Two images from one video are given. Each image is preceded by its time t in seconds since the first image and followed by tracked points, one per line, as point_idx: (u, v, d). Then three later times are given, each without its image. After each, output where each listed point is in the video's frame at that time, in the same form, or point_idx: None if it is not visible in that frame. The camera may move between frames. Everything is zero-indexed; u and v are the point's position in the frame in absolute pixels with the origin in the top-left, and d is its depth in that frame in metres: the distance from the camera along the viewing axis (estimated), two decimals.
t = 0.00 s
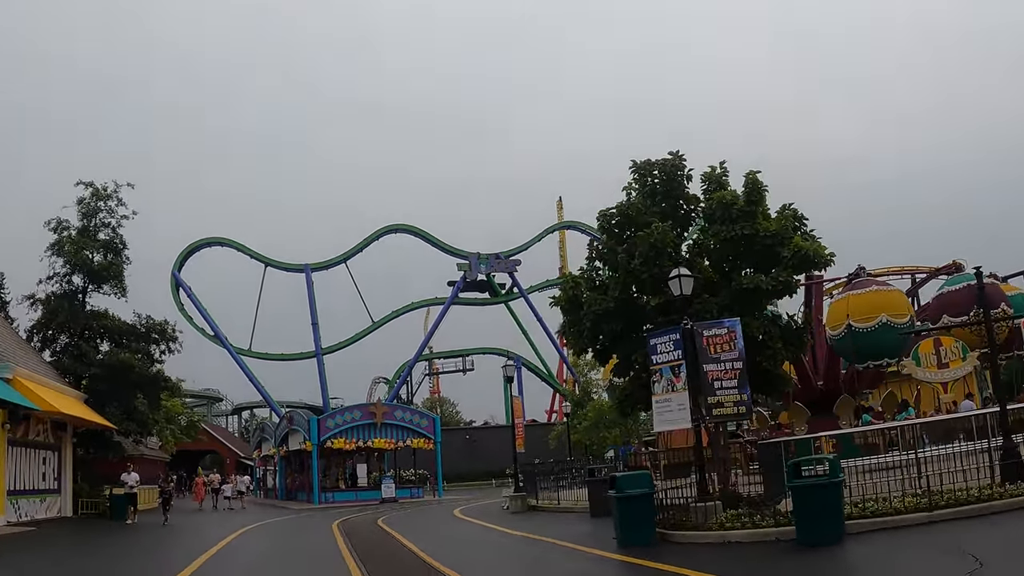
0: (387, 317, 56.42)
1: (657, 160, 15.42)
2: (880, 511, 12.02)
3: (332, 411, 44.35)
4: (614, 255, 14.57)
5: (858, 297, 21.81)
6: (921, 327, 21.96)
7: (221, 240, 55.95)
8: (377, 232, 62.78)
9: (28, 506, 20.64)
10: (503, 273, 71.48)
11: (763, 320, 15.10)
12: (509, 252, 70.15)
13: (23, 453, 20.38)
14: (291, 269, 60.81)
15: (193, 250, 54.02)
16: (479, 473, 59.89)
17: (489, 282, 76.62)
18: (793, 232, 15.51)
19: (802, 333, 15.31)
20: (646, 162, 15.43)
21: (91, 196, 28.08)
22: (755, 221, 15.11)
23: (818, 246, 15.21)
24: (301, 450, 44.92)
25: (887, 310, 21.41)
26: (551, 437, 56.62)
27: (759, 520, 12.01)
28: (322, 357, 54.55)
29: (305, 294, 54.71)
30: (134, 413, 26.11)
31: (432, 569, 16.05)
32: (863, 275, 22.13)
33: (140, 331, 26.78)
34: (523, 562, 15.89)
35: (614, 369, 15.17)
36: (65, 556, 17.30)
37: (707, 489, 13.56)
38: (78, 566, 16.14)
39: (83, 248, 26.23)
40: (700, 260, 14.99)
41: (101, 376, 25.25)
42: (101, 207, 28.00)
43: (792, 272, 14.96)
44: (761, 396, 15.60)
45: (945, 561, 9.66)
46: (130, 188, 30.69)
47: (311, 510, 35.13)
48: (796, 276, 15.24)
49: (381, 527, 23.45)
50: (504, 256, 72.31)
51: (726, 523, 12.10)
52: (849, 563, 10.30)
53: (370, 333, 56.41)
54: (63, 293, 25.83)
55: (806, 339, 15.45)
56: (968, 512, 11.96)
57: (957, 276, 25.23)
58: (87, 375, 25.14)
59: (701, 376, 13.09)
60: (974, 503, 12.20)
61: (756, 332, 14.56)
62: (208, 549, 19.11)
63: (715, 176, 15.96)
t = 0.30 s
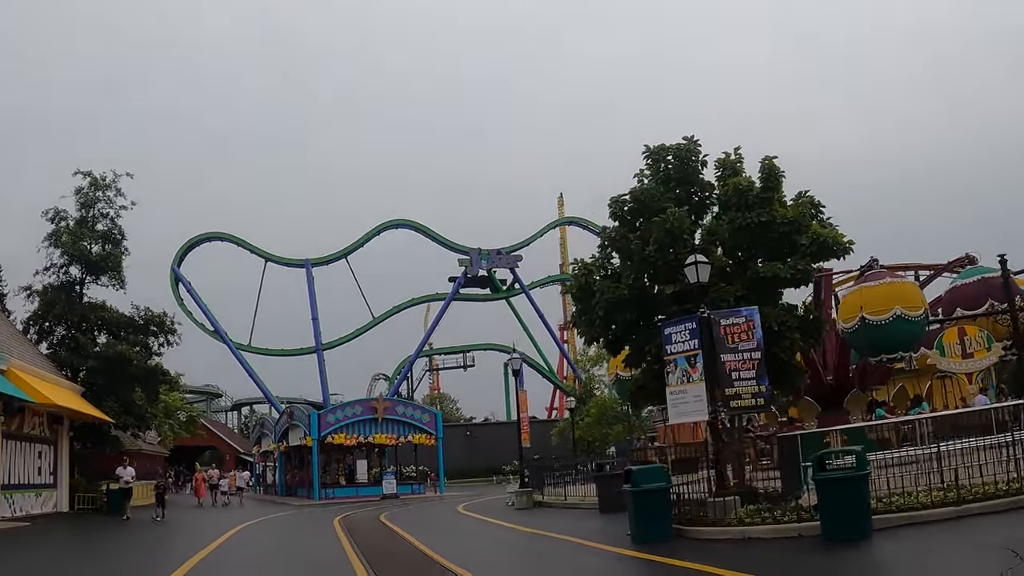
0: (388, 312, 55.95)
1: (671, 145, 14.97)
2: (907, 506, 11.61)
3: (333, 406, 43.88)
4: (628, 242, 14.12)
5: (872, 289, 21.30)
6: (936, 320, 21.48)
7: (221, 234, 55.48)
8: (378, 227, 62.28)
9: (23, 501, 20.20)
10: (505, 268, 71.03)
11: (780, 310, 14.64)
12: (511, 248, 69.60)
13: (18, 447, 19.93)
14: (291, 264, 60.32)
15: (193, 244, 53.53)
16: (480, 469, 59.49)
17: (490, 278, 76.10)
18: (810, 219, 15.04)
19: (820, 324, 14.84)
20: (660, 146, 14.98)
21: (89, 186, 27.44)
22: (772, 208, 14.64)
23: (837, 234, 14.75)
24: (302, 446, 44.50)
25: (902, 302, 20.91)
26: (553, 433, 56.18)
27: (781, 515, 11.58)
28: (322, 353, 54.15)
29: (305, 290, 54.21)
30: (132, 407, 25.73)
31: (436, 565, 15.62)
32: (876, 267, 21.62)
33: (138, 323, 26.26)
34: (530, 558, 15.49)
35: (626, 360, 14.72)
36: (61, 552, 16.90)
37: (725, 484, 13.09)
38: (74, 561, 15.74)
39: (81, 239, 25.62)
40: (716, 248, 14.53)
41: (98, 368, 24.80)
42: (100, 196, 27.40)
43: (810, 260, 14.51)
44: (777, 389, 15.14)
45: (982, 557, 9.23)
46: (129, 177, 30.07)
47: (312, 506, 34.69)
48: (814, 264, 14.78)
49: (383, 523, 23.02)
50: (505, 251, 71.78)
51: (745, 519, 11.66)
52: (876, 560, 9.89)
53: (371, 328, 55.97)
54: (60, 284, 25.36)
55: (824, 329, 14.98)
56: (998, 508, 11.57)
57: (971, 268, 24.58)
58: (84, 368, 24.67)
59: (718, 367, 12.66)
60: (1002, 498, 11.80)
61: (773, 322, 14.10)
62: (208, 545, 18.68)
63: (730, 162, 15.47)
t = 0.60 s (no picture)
0: (386, 309, 55.56)
1: (686, 138, 14.57)
2: (931, 511, 11.26)
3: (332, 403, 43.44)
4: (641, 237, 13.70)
5: (885, 288, 20.83)
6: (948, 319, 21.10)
7: (219, 230, 55.00)
8: (377, 224, 61.85)
9: (16, 499, 19.74)
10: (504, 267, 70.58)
11: (797, 308, 14.22)
12: (511, 246, 69.17)
13: (11, 444, 19.47)
14: (290, 260, 59.89)
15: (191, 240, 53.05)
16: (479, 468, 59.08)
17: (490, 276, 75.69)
18: (828, 215, 14.61)
19: (838, 322, 14.41)
20: (674, 139, 14.58)
21: (86, 178, 26.81)
22: (790, 203, 14.22)
23: (855, 230, 14.34)
24: (300, 444, 44.08)
25: (915, 302, 20.49)
26: (554, 432, 55.79)
27: (800, 519, 11.18)
28: (320, 350, 53.74)
29: (304, 286, 53.71)
30: (127, 403, 25.29)
31: (438, 566, 15.23)
32: (890, 266, 21.17)
33: (135, 319, 25.75)
34: (536, 561, 15.10)
35: (638, 358, 14.30)
36: (55, 551, 16.48)
37: (741, 486, 12.66)
38: (67, 560, 15.33)
39: (77, 232, 25.04)
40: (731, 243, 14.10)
41: (93, 364, 24.34)
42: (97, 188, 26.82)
43: (828, 256, 14.10)
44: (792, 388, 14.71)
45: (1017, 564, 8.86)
46: (127, 171, 29.50)
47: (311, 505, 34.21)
48: (832, 261, 14.37)
49: (384, 523, 22.58)
50: (505, 250, 71.34)
51: (766, 523, 11.21)
52: (903, 566, 9.52)
53: (369, 326, 55.58)
54: (56, 278, 24.86)
55: (842, 327, 14.55)
56: None
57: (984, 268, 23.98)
58: (79, 364, 24.20)
59: (736, 365, 12.23)
60: None
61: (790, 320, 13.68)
62: (208, 545, 18.28)
63: (746, 156, 15.04)
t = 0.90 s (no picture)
0: (387, 308, 55.15)
1: (701, 125, 14.14)
2: (962, 506, 10.88)
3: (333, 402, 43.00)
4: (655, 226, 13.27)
5: (900, 282, 20.41)
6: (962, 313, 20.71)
7: (219, 229, 54.58)
8: (377, 222, 61.42)
9: (12, 499, 19.30)
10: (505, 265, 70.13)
11: (815, 299, 13.81)
12: (511, 245, 68.75)
13: (7, 443, 19.03)
14: (290, 259, 59.44)
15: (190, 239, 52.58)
16: (480, 468, 58.67)
17: (490, 275, 75.27)
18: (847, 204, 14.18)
19: (858, 314, 13.99)
20: (689, 126, 14.13)
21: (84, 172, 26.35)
22: (808, 192, 13.80)
23: (875, 219, 13.91)
24: (301, 443, 43.67)
25: (929, 296, 20.10)
26: (556, 432, 55.38)
27: (826, 516, 10.80)
28: (321, 349, 53.31)
29: (303, 285, 53.25)
30: (126, 401, 24.86)
31: (445, 566, 14.82)
32: (904, 259, 20.72)
33: (134, 316, 25.26)
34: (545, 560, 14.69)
35: (652, 352, 13.88)
36: (52, 551, 16.08)
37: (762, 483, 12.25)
38: (66, 561, 14.93)
39: (74, 227, 24.54)
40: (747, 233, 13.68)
41: (91, 362, 23.90)
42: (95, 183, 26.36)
43: (848, 246, 13.66)
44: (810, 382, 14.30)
45: None
46: (126, 166, 29.03)
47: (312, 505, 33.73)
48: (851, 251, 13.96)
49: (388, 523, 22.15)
50: (506, 249, 70.94)
51: (790, 521, 10.83)
52: (937, 562, 9.11)
53: (370, 325, 55.18)
54: (53, 274, 24.42)
55: (862, 320, 14.13)
56: None
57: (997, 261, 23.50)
58: (77, 361, 23.76)
59: (756, 358, 11.80)
60: None
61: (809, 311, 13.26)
62: (210, 546, 17.86)
63: (762, 144, 14.61)
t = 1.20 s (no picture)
0: (388, 308, 54.81)
1: (717, 119, 13.75)
2: (994, 510, 10.46)
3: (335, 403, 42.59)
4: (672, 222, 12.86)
5: (912, 280, 19.89)
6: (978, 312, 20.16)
7: (220, 230, 54.20)
8: (378, 222, 61.06)
9: (10, 502, 18.90)
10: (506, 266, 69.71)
11: (836, 296, 13.42)
12: (513, 245, 68.36)
13: (4, 445, 18.62)
14: (291, 260, 59.06)
15: (191, 240, 52.18)
16: (482, 469, 58.30)
17: (492, 275, 74.89)
18: (867, 199, 13.79)
19: (880, 313, 13.58)
20: (705, 121, 13.75)
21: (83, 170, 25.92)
22: (828, 187, 13.41)
23: (897, 216, 13.52)
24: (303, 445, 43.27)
25: (945, 294, 19.51)
26: (559, 434, 55.00)
27: (853, 521, 10.41)
28: (322, 350, 52.94)
29: (305, 286, 52.86)
30: (126, 403, 24.47)
31: (452, 570, 14.43)
32: (915, 257, 20.20)
33: (134, 316, 24.84)
34: (555, 565, 14.30)
35: (668, 352, 13.47)
36: (51, 555, 15.72)
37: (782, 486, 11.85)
38: (64, 565, 14.57)
39: (73, 225, 24.12)
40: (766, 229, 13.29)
41: (90, 362, 23.51)
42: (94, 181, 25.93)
43: (871, 243, 13.25)
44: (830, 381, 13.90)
45: None
46: (126, 164, 28.56)
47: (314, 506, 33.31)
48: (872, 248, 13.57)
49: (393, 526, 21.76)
50: (508, 250, 70.59)
51: (814, 525, 10.42)
52: (972, 568, 8.72)
53: (371, 326, 54.85)
54: (52, 273, 24.03)
55: (884, 318, 13.73)
56: None
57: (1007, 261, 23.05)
58: (75, 362, 23.37)
59: (779, 357, 11.39)
60: None
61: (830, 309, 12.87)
62: (213, 550, 17.50)
63: (780, 139, 14.22)
